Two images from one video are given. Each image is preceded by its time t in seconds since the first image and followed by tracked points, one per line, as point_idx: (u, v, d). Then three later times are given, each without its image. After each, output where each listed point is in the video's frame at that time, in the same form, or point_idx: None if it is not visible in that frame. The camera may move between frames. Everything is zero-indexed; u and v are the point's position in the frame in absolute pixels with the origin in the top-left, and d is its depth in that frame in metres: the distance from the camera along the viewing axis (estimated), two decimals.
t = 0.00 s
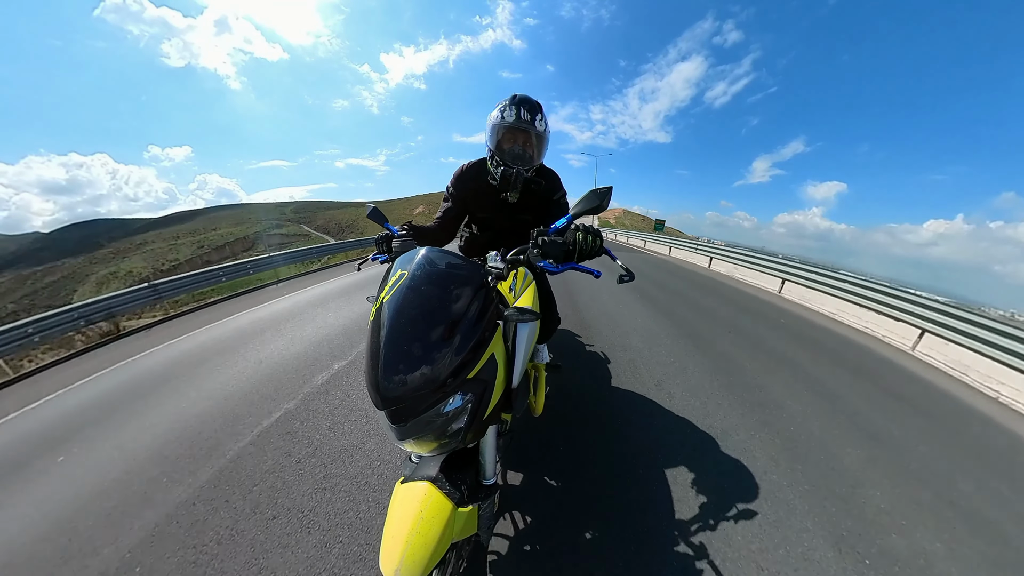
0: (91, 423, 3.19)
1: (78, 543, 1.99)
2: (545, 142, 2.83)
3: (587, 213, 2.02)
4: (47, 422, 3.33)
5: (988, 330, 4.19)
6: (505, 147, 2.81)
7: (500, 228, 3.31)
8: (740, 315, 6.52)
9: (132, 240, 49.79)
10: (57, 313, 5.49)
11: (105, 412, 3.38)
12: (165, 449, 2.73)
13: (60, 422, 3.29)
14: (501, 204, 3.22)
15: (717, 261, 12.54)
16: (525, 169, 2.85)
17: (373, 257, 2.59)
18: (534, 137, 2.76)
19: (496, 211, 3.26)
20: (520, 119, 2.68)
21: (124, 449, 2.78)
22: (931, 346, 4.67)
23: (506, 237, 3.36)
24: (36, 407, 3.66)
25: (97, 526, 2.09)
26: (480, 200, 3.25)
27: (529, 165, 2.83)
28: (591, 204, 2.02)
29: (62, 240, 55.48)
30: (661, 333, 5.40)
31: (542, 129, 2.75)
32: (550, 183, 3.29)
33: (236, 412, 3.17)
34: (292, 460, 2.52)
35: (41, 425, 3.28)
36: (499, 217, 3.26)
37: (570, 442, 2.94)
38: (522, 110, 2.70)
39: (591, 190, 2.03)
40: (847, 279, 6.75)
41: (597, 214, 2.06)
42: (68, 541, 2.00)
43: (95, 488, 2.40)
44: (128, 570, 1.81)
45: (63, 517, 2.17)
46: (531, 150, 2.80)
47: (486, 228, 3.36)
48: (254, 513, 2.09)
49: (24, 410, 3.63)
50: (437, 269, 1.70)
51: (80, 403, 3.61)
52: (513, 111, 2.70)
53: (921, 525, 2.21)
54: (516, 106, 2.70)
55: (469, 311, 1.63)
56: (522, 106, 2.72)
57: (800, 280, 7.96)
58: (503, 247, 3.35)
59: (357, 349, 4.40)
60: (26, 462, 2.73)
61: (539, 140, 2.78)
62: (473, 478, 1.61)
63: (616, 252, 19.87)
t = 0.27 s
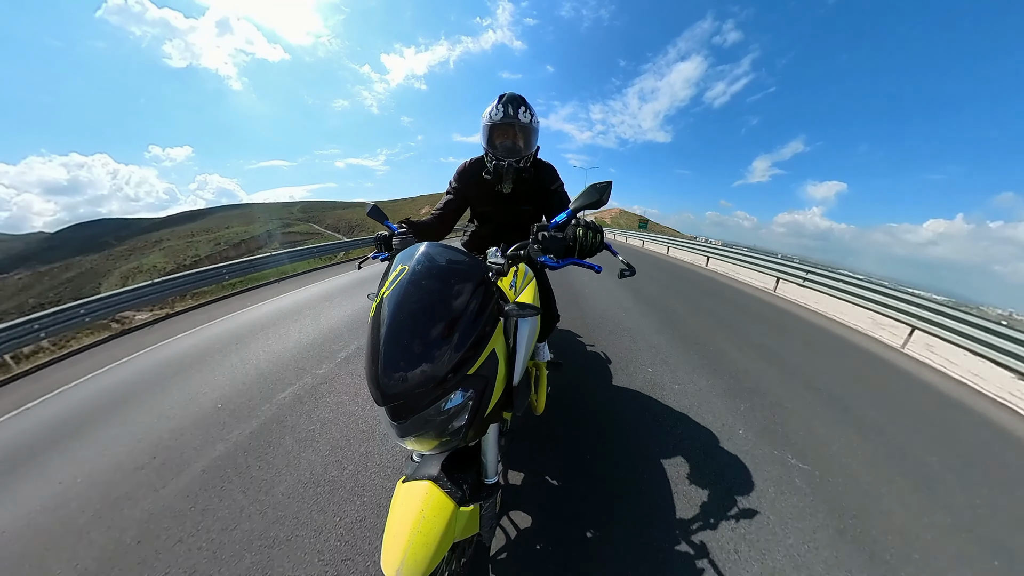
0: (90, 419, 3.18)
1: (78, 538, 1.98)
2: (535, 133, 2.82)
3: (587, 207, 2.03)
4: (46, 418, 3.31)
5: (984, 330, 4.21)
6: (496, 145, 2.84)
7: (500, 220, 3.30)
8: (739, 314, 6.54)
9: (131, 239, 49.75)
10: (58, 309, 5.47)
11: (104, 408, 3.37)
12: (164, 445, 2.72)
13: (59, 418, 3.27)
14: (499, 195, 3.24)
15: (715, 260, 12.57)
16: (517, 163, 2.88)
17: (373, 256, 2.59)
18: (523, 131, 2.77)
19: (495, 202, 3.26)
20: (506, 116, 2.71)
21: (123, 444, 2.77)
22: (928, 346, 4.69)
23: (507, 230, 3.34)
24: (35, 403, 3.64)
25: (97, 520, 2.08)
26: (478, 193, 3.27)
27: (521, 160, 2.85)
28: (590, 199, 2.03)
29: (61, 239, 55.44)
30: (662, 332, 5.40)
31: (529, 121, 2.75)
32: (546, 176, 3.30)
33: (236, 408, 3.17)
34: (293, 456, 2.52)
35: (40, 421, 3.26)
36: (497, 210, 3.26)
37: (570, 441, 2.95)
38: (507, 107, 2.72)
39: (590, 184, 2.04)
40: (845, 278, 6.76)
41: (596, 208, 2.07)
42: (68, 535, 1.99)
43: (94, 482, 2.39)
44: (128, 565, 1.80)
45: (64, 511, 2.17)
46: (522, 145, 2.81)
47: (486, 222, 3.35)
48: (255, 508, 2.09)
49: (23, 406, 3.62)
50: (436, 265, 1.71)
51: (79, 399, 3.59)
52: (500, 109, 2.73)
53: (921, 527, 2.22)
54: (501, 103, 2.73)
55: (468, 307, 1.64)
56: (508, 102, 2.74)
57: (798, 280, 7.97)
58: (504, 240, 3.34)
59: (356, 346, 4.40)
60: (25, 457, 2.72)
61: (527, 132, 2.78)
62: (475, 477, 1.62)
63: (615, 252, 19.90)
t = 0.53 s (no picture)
0: (89, 418, 3.18)
1: (78, 536, 1.98)
2: (526, 130, 2.83)
3: (588, 210, 2.04)
4: (45, 416, 3.31)
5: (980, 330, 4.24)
6: (489, 145, 2.87)
7: (500, 219, 3.30)
8: (739, 314, 6.54)
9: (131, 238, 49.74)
10: (57, 308, 5.46)
11: (103, 406, 3.36)
12: (164, 444, 2.72)
13: (58, 417, 3.27)
14: (497, 194, 3.25)
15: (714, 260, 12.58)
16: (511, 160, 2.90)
17: (374, 258, 2.60)
18: (514, 128, 2.79)
19: (495, 201, 3.27)
20: (496, 116, 2.74)
21: (123, 443, 2.76)
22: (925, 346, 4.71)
23: (508, 228, 3.34)
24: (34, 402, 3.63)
25: (96, 519, 2.08)
26: (478, 193, 3.28)
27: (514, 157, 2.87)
28: (591, 203, 2.03)
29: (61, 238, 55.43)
30: (661, 332, 5.41)
31: (519, 119, 2.76)
32: (543, 173, 3.31)
33: (236, 406, 3.17)
34: (293, 455, 2.52)
35: (39, 420, 3.26)
36: (497, 208, 3.26)
37: (571, 441, 2.96)
38: (496, 108, 2.75)
39: (593, 186, 2.04)
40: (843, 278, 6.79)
41: (598, 212, 2.08)
42: (67, 535, 1.99)
43: (94, 481, 2.39)
44: (129, 564, 1.80)
45: (63, 510, 2.16)
46: (514, 142, 2.83)
47: (487, 221, 3.35)
48: (256, 507, 2.10)
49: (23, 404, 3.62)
50: (438, 267, 1.73)
51: (78, 398, 3.59)
52: (491, 110, 2.75)
53: (920, 527, 2.24)
54: (491, 104, 2.75)
55: (470, 310, 1.65)
56: (497, 102, 2.76)
57: (797, 280, 7.99)
58: (505, 237, 3.34)
59: (356, 345, 4.40)
60: (25, 455, 2.72)
61: (517, 129, 2.79)
62: (476, 477, 1.63)
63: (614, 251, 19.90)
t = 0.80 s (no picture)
0: (88, 415, 3.17)
1: (77, 534, 1.97)
2: (519, 132, 2.82)
3: (588, 210, 2.04)
4: (44, 413, 3.30)
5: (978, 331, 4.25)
6: (483, 151, 2.88)
7: (501, 220, 3.31)
8: (738, 314, 6.55)
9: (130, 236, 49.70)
10: (56, 306, 5.45)
11: (102, 404, 3.35)
12: (162, 442, 2.71)
13: (57, 414, 3.26)
14: (496, 196, 3.25)
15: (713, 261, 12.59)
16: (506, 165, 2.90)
17: (374, 257, 2.60)
18: (506, 132, 2.78)
19: (494, 202, 3.27)
20: (486, 123, 2.73)
21: (121, 441, 2.76)
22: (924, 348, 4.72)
23: (508, 229, 3.35)
24: (31, 400, 3.62)
25: (94, 517, 2.07)
26: (478, 195, 3.29)
27: (509, 160, 2.86)
28: (591, 203, 2.04)
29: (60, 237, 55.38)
30: (660, 332, 5.41)
31: (511, 122, 2.75)
32: (540, 173, 3.32)
33: (235, 405, 3.16)
34: (293, 454, 2.52)
35: (38, 417, 3.25)
36: (497, 209, 3.27)
37: (571, 441, 2.96)
38: (486, 115, 2.74)
39: (593, 187, 2.05)
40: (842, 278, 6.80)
41: (597, 212, 2.08)
42: (65, 532, 1.99)
43: (92, 478, 2.38)
44: (128, 562, 1.80)
45: (61, 508, 2.16)
46: (508, 145, 2.82)
47: (487, 223, 3.36)
48: (256, 505, 2.09)
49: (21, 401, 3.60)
50: (438, 267, 1.73)
51: (76, 396, 3.57)
52: (481, 118, 2.75)
53: (920, 527, 2.24)
54: (480, 111, 2.74)
55: (470, 310, 1.66)
56: (486, 108, 2.75)
57: (796, 281, 8.01)
58: (506, 237, 3.35)
59: (355, 344, 4.39)
60: (22, 453, 2.70)
61: (509, 133, 2.78)
62: (476, 478, 1.64)
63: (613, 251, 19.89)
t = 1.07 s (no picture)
0: (89, 416, 3.18)
1: (78, 535, 1.98)
2: (521, 135, 2.84)
3: (588, 210, 2.05)
4: (45, 414, 3.31)
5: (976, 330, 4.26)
6: (485, 153, 2.88)
7: (501, 220, 3.31)
8: (738, 314, 6.56)
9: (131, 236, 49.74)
10: (56, 307, 5.44)
11: (103, 404, 3.36)
12: (164, 443, 2.73)
13: (57, 414, 3.26)
14: (497, 196, 3.26)
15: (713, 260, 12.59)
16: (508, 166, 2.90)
17: (375, 257, 2.61)
18: (508, 134, 2.78)
19: (495, 202, 3.28)
20: (489, 125, 2.73)
21: (122, 442, 2.76)
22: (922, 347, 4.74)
23: (509, 229, 3.35)
24: (32, 400, 3.62)
25: (95, 519, 2.07)
26: (479, 195, 3.29)
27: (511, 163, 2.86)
28: (592, 203, 2.05)
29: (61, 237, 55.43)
30: (660, 332, 5.42)
31: (514, 125, 2.76)
32: (540, 174, 3.33)
33: (236, 405, 3.16)
34: (294, 455, 2.53)
35: (38, 417, 3.25)
36: (498, 209, 3.27)
37: (571, 442, 2.97)
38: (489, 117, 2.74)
39: (593, 186, 2.06)
40: (840, 277, 6.82)
41: (598, 212, 2.09)
42: (67, 534, 1.99)
43: (94, 479, 2.39)
44: (130, 563, 1.81)
45: (63, 510, 2.16)
46: (510, 147, 2.83)
47: (488, 223, 3.36)
48: (257, 506, 2.11)
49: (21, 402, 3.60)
50: (438, 268, 1.74)
51: (77, 396, 3.59)
52: (483, 121, 2.76)
53: (919, 527, 2.26)
54: (483, 113, 2.74)
55: (470, 310, 1.67)
56: (488, 111, 2.75)
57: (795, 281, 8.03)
58: (507, 238, 3.36)
59: (356, 344, 4.40)
60: (23, 454, 2.71)
61: (512, 136, 2.79)
62: (476, 480, 1.65)
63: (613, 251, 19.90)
